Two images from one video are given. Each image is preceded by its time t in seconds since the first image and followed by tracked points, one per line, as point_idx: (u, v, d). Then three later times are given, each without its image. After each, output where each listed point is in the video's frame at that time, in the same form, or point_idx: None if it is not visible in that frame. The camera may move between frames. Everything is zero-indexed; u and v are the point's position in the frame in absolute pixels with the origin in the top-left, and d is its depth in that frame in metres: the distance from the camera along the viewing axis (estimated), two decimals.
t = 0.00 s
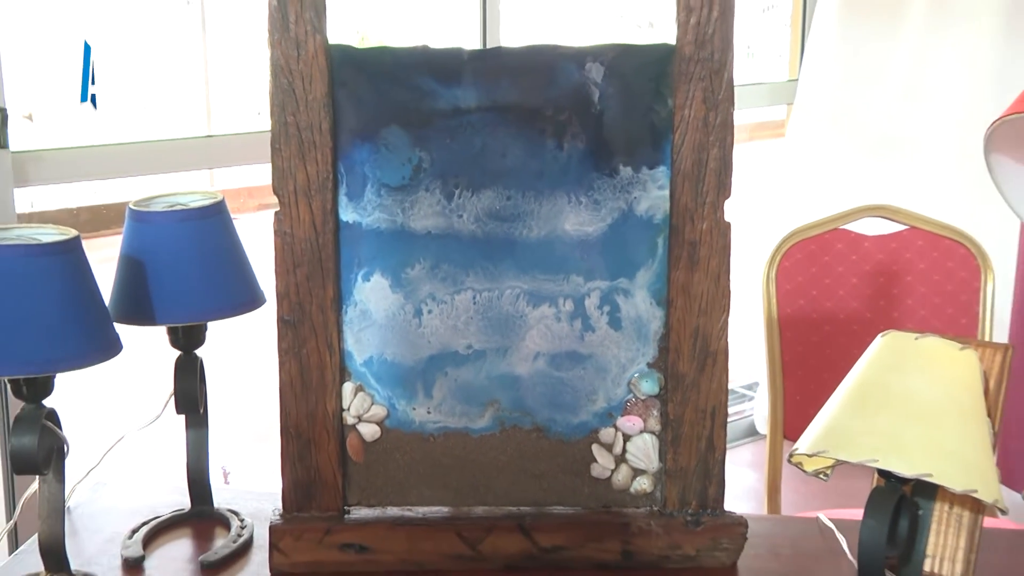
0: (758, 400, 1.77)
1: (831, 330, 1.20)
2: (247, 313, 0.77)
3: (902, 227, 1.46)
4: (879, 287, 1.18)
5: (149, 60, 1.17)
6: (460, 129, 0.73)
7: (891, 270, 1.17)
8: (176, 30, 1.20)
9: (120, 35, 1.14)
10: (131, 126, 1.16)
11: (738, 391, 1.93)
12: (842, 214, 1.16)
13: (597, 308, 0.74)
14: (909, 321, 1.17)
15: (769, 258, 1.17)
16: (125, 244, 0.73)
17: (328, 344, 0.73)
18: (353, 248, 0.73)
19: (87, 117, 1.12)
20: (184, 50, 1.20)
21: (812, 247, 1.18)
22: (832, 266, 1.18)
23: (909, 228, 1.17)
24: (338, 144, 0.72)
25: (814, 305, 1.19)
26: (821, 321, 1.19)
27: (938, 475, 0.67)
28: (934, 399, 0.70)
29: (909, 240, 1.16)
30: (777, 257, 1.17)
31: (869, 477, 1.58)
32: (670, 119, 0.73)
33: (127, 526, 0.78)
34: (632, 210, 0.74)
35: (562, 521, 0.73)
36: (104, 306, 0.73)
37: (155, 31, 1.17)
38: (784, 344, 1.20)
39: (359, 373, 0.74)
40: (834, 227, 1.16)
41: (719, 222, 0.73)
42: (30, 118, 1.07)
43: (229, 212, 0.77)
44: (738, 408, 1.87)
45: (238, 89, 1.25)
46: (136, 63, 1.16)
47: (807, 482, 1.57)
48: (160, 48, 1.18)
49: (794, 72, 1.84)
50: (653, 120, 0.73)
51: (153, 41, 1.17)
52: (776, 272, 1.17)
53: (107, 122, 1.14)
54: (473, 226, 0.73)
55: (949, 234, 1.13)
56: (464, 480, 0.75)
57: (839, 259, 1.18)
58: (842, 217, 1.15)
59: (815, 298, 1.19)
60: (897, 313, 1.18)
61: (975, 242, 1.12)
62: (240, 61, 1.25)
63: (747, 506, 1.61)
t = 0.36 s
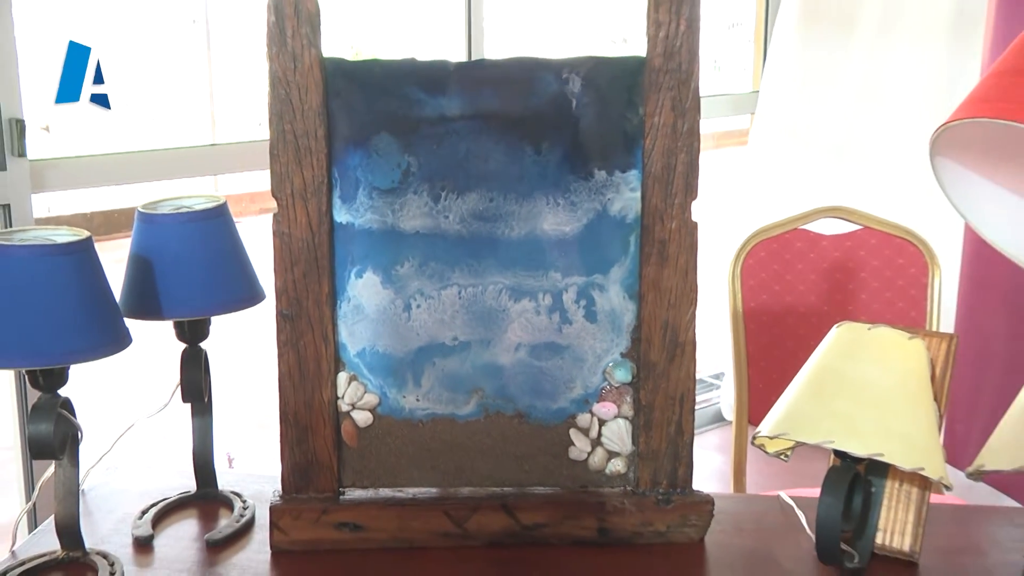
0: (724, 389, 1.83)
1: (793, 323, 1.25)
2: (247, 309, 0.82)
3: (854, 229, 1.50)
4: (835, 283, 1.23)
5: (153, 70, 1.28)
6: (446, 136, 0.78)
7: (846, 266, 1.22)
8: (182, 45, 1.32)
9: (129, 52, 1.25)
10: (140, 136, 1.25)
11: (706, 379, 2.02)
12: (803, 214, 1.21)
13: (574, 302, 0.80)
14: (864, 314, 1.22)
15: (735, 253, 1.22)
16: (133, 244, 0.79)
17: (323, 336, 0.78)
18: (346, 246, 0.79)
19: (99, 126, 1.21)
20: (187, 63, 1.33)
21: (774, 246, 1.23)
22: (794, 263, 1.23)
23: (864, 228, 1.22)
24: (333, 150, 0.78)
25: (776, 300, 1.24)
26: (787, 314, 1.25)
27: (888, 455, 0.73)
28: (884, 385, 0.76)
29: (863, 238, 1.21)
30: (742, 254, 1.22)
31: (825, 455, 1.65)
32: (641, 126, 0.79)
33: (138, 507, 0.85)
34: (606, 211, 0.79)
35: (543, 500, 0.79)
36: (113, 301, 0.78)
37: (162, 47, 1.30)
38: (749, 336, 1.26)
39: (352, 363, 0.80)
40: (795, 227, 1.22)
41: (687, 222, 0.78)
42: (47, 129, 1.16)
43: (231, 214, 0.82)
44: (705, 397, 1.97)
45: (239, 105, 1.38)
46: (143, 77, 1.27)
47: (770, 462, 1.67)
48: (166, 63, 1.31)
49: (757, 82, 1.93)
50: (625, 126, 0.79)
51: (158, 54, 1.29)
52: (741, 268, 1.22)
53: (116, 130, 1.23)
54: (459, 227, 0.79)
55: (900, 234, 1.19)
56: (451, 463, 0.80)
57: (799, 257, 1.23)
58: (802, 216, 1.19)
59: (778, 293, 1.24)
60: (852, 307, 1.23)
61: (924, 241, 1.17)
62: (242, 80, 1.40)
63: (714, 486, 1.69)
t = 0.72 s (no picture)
0: (683, 381, 1.99)
1: (747, 320, 1.33)
2: (238, 309, 0.88)
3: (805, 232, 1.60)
4: (786, 283, 1.32)
5: (152, 83, 1.47)
6: (421, 147, 0.84)
7: (795, 267, 1.31)
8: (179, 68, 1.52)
9: (131, 72, 1.42)
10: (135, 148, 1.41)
11: (667, 371, 2.20)
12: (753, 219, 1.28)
13: (541, 300, 0.86)
14: (810, 311, 1.31)
15: (692, 257, 1.30)
16: (130, 249, 0.84)
17: (308, 334, 0.84)
18: (329, 250, 0.85)
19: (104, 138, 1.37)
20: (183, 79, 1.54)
21: (728, 248, 1.32)
22: (746, 264, 1.32)
23: (811, 231, 1.31)
24: (316, 160, 0.84)
25: (729, 300, 1.33)
26: (742, 313, 1.33)
27: (829, 439, 0.80)
28: (828, 375, 0.82)
29: (810, 240, 1.30)
30: (699, 256, 1.30)
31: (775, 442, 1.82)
32: (603, 136, 0.85)
33: (136, 495, 0.91)
34: (571, 216, 0.85)
35: (514, 485, 0.85)
36: (112, 303, 0.84)
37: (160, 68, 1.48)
38: (707, 333, 1.34)
39: (335, 359, 0.86)
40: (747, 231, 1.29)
41: (646, 226, 0.84)
42: (52, 144, 1.30)
43: (222, 221, 0.88)
44: (665, 388, 2.13)
45: (234, 120, 1.56)
46: (144, 93, 1.45)
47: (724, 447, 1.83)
48: (162, 81, 1.49)
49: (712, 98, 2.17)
50: (588, 137, 0.85)
51: (157, 72, 1.47)
52: (698, 270, 1.30)
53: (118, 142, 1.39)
54: (433, 231, 0.85)
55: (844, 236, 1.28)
56: (429, 451, 0.86)
57: (751, 258, 1.32)
58: (752, 223, 1.27)
59: (732, 292, 1.33)
60: (801, 304, 1.31)
61: (865, 242, 1.26)
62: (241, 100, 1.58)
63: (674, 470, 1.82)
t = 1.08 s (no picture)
0: (650, 374, 2.20)
1: (709, 315, 1.42)
2: (233, 308, 0.94)
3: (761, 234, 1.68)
4: (743, 281, 1.40)
5: (152, 96, 1.54)
6: (403, 156, 0.91)
7: (751, 266, 1.39)
8: (175, 82, 1.58)
9: (129, 85, 1.50)
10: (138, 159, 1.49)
11: (635, 365, 2.41)
12: (713, 221, 1.37)
13: (515, 298, 0.93)
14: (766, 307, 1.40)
15: (657, 256, 1.39)
16: (134, 253, 0.91)
17: (299, 331, 0.91)
18: (318, 253, 0.91)
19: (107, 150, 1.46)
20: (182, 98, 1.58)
21: (690, 249, 1.41)
22: (707, 263, 1.41)
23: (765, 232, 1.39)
24: (306, 170, 0.90)
25: (691, 296, 1.41)
26: (704, 309, 1.42)
27: (781, 424, 0.86)
28: (780, 365, 0.88)
29: (763, 242, 1.39)
30: (663, 256, 1.40)
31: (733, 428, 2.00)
32: (572, 145, 0.91)
33: (141, 483, 0.98)
34: (543, 219, 0.92)
35: (492, 469, 0.92)
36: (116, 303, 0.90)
37: (159, 82, 1.55)
38: (672, 329, 1.43)
39: (324, 354, 0.92)
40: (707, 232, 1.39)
41: (611, 228, 0.91)
42: (62, 157, 1.39)
43: (218, 226, 0.95)
44: (633, 380, 2.35)
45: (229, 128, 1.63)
46: (143, 102, 1.53)
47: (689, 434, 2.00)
48: (161, 94, 1.56)
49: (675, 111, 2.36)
50: (558, 146, 0.91)
51: (155, 86, 1.54)
52: (662, 270, 1.40)
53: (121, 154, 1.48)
54: (415, 234, 0.91)
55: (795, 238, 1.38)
56: (412, 438, 0.93)
57: (711, 258, 1.40)
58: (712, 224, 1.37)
59: (694, 289, 1.42)
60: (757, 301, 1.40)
61: (814, 243, 1.35)
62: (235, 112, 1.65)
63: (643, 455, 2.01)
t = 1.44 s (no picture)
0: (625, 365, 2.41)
1: (677, 309, 1.55)
2: (236, 305, 1.02)
3: (723, 234, 1.76)
4: (709, 278, 1.53)
5: (152, 108, 1.73)
6: (392, 163, 0.98)
7: (717, 265, 1.52)
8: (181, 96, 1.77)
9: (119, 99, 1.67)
10: (146, 167, 1.69)
11: (610, 355, 2.64)
12: (681, 222, 1.49)
13: (498, 294, 1.00)
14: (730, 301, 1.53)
15: (630, 255, 1.52)
16: (144, 254, 0.98)
17: (297, 325, 0.98)
18: (314, 253, 0.99)
19: (122, 158, 1.66)
20: (185, 111, 1.77)
21: (660, 249, 1.54)
22: (675, 262, 1.53)
23: (730, 233, 1.53)
24: (303, 176, 0.97)
25: (661, 292, 1.55)
26: (673, 304, 1.55)
27: (744, 408, 0.93)
28: (741, 354, 0.96)
29: (727, 243, 1.52)
30: (636, 255, 1.52)
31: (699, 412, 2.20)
32: (549, 152, 0.98)
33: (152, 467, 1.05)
34: (523, 221, 1.00)
35: (477, 452, 0.99)
36: (127, 300, 0.97)
37: (163, 94, 1.74)
38: (643, 322, 1.56)
39: (321, 346, 1.00)
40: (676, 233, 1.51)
41: (586, 229, 0.99)
42: (79, 165, 1.58)
43: (222, 228, 1.02)
44: (608, 370, 2.58)
45: (232, 139, 1.81)
46: (146, 116, 1.73)
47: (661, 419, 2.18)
48: (164, 106, 1.75)
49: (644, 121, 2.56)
50: (536, 153, 0.99)
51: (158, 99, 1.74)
52: (634, 267, 1.53)
53: (133, 161, 1.68)
54: (405, 236, 0.99)
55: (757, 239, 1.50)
56: (403, 424, 1.00)
57: (679, 257, 1.53)
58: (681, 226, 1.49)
59: (663, 286, 1.55)
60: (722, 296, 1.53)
61: (773, 242, 1.49)
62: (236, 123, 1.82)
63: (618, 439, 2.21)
